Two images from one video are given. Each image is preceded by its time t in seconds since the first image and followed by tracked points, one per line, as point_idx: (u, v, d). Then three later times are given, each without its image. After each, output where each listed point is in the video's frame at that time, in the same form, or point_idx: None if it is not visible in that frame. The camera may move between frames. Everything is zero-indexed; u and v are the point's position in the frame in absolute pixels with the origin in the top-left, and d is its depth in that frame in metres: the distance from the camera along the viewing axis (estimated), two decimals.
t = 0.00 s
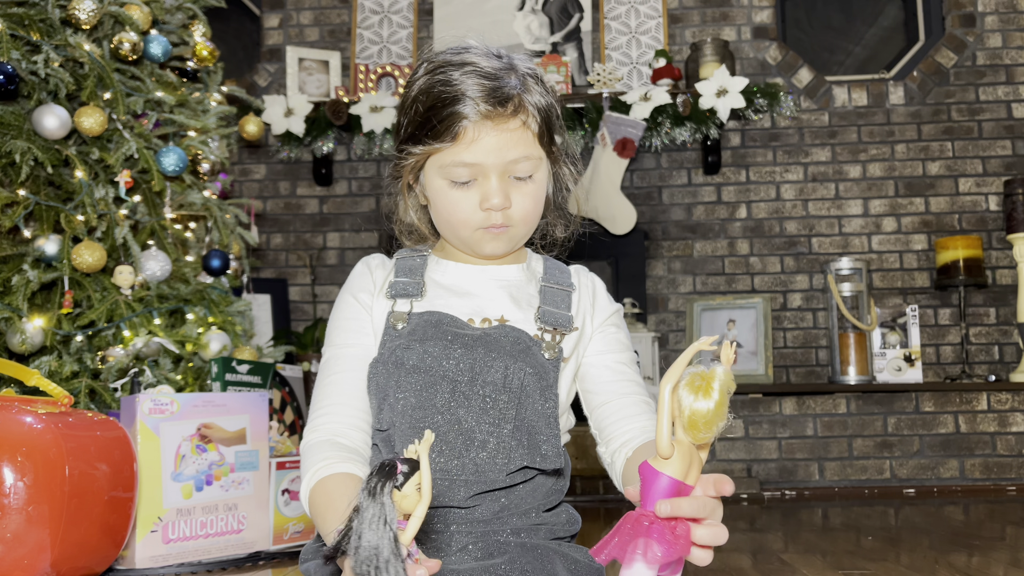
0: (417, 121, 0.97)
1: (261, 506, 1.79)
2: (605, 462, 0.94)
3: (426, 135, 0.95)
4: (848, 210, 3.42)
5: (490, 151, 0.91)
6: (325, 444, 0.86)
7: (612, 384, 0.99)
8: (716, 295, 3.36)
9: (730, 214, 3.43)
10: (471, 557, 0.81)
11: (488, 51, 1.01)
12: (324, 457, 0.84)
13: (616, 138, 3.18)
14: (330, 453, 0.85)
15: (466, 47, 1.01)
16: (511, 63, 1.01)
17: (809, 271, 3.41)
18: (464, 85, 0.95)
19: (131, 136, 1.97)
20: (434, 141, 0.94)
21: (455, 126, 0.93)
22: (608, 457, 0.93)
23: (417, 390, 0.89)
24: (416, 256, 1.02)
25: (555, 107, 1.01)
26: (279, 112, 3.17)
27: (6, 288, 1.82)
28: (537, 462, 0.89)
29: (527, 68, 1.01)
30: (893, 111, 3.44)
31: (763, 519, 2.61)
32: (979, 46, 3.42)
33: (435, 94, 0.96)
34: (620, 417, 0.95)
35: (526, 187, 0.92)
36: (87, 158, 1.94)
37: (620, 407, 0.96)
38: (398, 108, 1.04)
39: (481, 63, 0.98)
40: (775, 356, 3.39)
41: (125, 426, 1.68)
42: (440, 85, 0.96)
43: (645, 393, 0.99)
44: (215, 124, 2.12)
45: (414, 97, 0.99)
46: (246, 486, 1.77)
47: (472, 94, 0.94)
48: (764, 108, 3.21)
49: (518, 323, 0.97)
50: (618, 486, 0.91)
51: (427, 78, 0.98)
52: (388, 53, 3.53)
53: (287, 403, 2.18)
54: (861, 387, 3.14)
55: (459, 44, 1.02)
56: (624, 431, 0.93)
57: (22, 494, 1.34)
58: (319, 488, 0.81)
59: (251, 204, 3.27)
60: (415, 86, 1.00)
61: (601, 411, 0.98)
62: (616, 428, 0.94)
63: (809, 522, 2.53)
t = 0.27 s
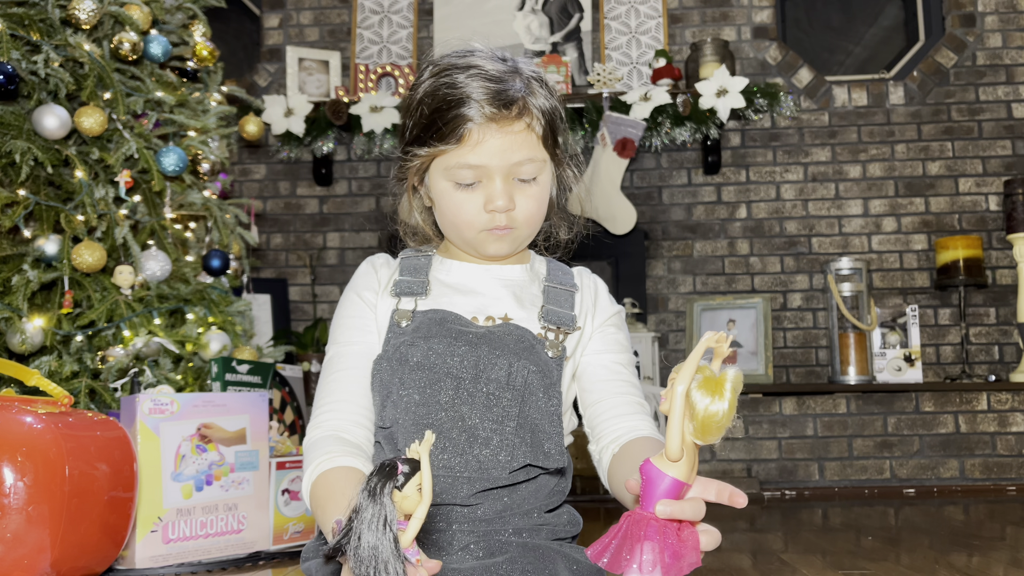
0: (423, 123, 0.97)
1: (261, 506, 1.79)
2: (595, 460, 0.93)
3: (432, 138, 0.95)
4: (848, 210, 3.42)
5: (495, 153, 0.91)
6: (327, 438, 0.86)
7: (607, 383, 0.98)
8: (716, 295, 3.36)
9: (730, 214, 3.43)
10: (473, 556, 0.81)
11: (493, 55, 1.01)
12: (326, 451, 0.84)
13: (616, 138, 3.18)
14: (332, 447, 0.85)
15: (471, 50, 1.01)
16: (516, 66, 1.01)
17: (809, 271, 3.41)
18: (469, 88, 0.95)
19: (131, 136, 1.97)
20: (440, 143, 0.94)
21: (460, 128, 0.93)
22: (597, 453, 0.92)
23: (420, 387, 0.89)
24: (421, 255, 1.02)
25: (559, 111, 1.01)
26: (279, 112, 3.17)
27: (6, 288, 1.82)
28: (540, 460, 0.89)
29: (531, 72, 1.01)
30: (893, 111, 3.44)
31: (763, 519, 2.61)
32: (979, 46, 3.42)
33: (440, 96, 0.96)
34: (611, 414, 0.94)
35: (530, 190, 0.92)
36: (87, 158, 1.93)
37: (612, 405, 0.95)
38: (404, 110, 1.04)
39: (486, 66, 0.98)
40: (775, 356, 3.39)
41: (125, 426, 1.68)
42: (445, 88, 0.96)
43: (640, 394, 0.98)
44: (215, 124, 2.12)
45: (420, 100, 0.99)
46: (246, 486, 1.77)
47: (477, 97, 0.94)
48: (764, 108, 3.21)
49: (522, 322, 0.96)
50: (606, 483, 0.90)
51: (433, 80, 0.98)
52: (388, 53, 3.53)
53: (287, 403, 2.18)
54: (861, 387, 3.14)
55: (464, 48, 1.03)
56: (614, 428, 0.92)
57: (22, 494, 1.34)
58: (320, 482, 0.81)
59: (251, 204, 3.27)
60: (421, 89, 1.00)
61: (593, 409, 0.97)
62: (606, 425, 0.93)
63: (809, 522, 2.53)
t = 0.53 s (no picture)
0: (424, 123, 0.98)
1: (261, 506, 1.79)
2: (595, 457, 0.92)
3: (433, 138, 0.96)
4: (848, 210, 3.42)
5: (495, 154, 0.91)
6: (324, 435, 0.86)
7: (607, 381, 0.98)
8: (716, 295, 3.36)
9: (730, 214, 3.43)
10: (472, 555, 0.81)
11: (494, 56, 1.01)
12: (322, 447, 0.84)
13: (616, 138, 3.18)
14: (325, 443, 0.85)
15: (473, 52, 1.02)
16: (517, 67, 1.01)
17: (809, 271, 3.41)
18: (470, 89, 0.95)
19: (131, 136, 1.97)
20: (441, 144, 0.94)
21: (461, 129, 0.93)
22: (598, 451, 0.91)
23: (420, 385, 0.89)
24: (421, 255, 1.02)
25: (561, 113, 1.01)
26: (279, 112, 3.17)
27: (7, 288, 1.82)
28: (539, 459, 0.89)
29: (533, 73, 1.01)
30: (893, 111, 3.44)
31: (763, 519, 2.61)
32: (979, 46, 3.42)
33: (442, 97, 0.96)
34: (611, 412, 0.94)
35: (530, 190, 0.92)
36: (87, 158, 1.94)
37: (612, 402, 0.95)
38: (405, 110, 1.04)
39: (487, 67, 0.98)
40: (775, 356, 3.39)
41: (125, 426, 1.68)
42: (447, 88, 0.97)
43: (640, 392, 0.98)
44: (215, 124, 2.12)
45: (421, 100, 0.99)
46: (246, 486, 1.77)
47: (479, 98, 0.94)
48: (764, 108, 3.20)
49: (522, 321, 0.96)
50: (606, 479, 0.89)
51: (435, 81, 0.98)
52: (388, 53, 3.53)
53: (287, 403, 2.18)
54: (860, 387, 3.14)
55: (466, 50, 1.03)
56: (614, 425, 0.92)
57: (22, 494, 1.34)
58: (310, 476, 0.81)
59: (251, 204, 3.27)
60: (422, 89, 1.00)
61: (593, 406, 0.96)
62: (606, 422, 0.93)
63: (809, 522, 2.53)
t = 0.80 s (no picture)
0: (419, 125, 0.98)
1: (261, 506, 1.79)
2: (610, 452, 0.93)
3: (429, 139, 0.95)
4: (848, 210, 3.42)
5: (491, 154, 0.91)
6: (328, 437, 0.86)
7: (616, 375, 0.98)
8: (716, 295, 3.36)
9: (730, 214, 3.43)
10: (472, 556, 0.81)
11: (489, 56, 1.01)
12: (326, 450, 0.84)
13: (616, 138, 3.19)
14: (331, 447, 0.85)
15: (468, 52, 1.02)
16: (512, 67, 1.01)
17: (809, 271, 3.41)
18: (466, 89, 0.95)
19: (131, 136, 1.97)
20: (437, 144, 0.94)
21: (457, 129, 0.93)
22: (615, 443, 0.91)
23: (420, 385, 0.89)
24: (420, 256, 1.02)
25: (557, 112, 1.01)
26: (279, 112, 3.17)
27: (7, 288, 1.82)
28: (540, 459, 0.89)
29: (528, 73, 1.01)
30: (893, 111, 3.44)
31: (763, 519, 2.61)
32: (979, 46, 3.42)
33: (438, 97, 0.96)
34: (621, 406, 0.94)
35: (527, 190, 0.92)
36: (87, 158, 1.94)
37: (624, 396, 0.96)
38: (401, 112, 1.04)
39: (482, 67, 0.98)
40: (775, 356, 3.39)
41: (125, 426, 1.68)
42: (442, 89, 0.97)
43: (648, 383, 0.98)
44: (215, 124, 2.12)
45: (417, 101, 0.99)
46: (246, 486, 1.77)
47: (474, 99, 0.94)
48: (764, 108, 3.21)
49: (521, 321, 0.96)
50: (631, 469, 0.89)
51: (430, 82, 0.98)
52: (388, 53, 3.53)
53: (287, 403, 2.19)
54: (860, 387, 3.14)
55: (461, 50, 1.03)
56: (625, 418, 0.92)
57: (22, 494, 1.34)
58: (313, 483, 0.81)
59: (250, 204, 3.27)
60: (418, 91, 1.00)
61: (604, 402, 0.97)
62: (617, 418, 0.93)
63: (809, 522, 2.53)
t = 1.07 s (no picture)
0: (416, 124, 0.98)
1: (261, 506, 1.79)
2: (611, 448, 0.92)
3: (426, 138, 0.96)
4: (848, 210, 3.42)
5: (488, 153, 0.91)
6: (340, 434, 0.86)
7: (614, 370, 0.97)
8: (716, 295, 3.36)
9: (730, 214, 3.43)
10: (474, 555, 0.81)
11: (487, 55, 1.01)
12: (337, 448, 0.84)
13: (616, 138, 3.19)
14: (344, 443, 0.84)
15: (465, 52, 1.02)
16: (510, 66, 1.01)
17: (809, 271, 3.41)
18: (462, 88, 0.95)
19: (131, 136, 1.97)
20: (434, 143, 0.94)
21: (454, 128, 0.93)
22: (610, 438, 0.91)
23: (422, 385, 0.90)
24: (421, 257, 1.02)
25: (555, 110, 1.01)
26: (279, 112, 3.17)
27: (6, 288, 1.82)
28: (541, 459, 0.89)
29: (526, 72, 1.01)
30: (893, 111, 3.44)
31: (763, 519, 2.61)
32: (979, 46, 3.42)
33: (434, 97, 0.96)
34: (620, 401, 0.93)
35: (525, 188, 0.92)
36: (87, 158, 1.94)
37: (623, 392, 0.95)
38: (399, 111, 1.04)
39: (479, 66, 0.98)
40: (775, 356, 3.39)
41: (125, 426, 1.68)
42: (439, 88, 0.97)
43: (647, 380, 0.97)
44: (215, 124, 2.12)
45: (415, 101, 0.99)
46: (246, 486, 1.77)
47: (471, 97, 0.94)
48: (764, 108, 3.21)
49: (523, 321, 0.97)
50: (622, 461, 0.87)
51: (427, 82, 0.98)
52: (388, 53, 3.53)
53: (287, 403, 2.19)
54: (860, 387, 3.14)
55: (459, 50, 1.03)
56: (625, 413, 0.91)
57: (22, 494, 1.34)
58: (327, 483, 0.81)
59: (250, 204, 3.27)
60: (415, 90, 1.00)
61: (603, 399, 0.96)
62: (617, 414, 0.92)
63: (809, 522, 2.53)
